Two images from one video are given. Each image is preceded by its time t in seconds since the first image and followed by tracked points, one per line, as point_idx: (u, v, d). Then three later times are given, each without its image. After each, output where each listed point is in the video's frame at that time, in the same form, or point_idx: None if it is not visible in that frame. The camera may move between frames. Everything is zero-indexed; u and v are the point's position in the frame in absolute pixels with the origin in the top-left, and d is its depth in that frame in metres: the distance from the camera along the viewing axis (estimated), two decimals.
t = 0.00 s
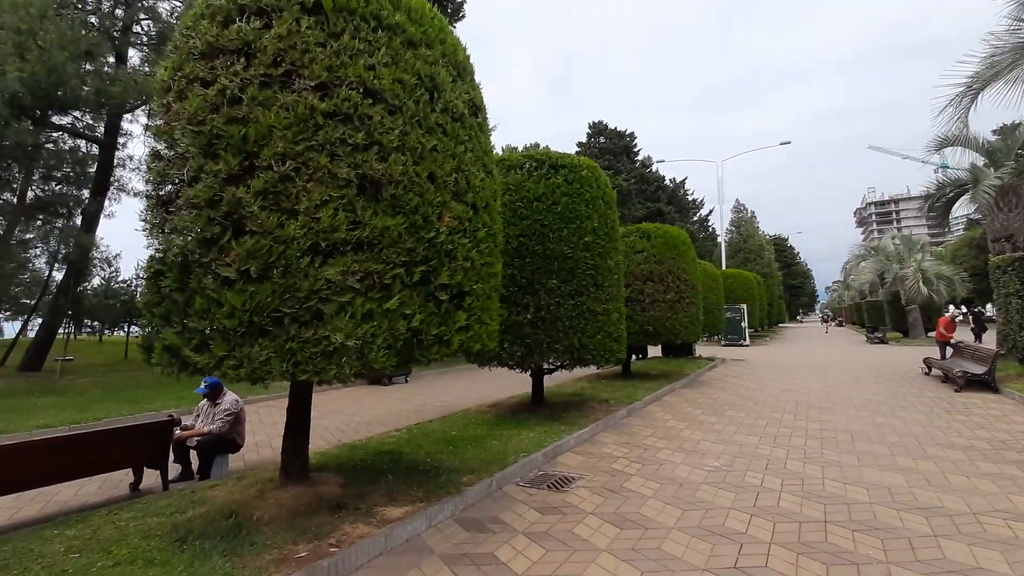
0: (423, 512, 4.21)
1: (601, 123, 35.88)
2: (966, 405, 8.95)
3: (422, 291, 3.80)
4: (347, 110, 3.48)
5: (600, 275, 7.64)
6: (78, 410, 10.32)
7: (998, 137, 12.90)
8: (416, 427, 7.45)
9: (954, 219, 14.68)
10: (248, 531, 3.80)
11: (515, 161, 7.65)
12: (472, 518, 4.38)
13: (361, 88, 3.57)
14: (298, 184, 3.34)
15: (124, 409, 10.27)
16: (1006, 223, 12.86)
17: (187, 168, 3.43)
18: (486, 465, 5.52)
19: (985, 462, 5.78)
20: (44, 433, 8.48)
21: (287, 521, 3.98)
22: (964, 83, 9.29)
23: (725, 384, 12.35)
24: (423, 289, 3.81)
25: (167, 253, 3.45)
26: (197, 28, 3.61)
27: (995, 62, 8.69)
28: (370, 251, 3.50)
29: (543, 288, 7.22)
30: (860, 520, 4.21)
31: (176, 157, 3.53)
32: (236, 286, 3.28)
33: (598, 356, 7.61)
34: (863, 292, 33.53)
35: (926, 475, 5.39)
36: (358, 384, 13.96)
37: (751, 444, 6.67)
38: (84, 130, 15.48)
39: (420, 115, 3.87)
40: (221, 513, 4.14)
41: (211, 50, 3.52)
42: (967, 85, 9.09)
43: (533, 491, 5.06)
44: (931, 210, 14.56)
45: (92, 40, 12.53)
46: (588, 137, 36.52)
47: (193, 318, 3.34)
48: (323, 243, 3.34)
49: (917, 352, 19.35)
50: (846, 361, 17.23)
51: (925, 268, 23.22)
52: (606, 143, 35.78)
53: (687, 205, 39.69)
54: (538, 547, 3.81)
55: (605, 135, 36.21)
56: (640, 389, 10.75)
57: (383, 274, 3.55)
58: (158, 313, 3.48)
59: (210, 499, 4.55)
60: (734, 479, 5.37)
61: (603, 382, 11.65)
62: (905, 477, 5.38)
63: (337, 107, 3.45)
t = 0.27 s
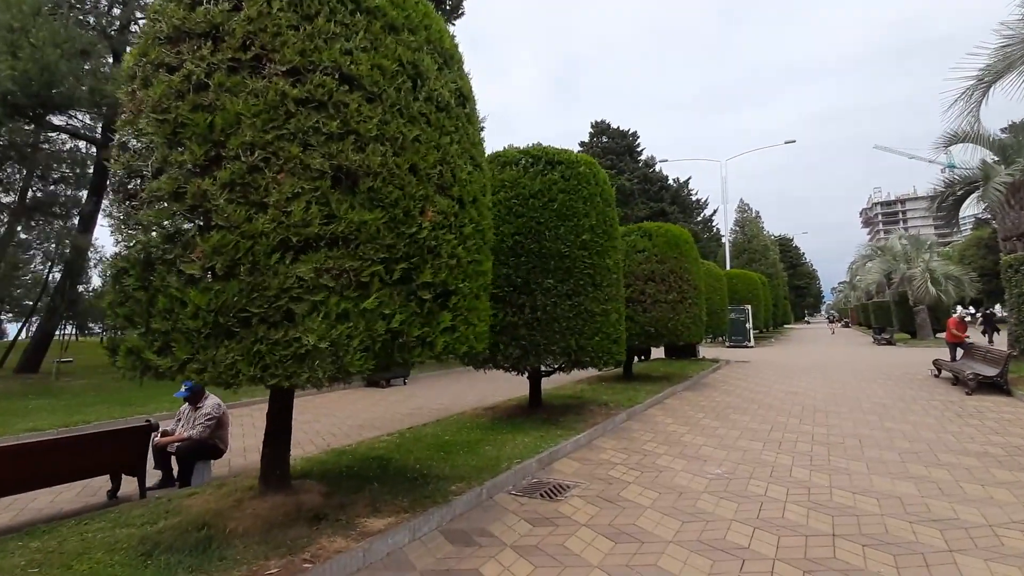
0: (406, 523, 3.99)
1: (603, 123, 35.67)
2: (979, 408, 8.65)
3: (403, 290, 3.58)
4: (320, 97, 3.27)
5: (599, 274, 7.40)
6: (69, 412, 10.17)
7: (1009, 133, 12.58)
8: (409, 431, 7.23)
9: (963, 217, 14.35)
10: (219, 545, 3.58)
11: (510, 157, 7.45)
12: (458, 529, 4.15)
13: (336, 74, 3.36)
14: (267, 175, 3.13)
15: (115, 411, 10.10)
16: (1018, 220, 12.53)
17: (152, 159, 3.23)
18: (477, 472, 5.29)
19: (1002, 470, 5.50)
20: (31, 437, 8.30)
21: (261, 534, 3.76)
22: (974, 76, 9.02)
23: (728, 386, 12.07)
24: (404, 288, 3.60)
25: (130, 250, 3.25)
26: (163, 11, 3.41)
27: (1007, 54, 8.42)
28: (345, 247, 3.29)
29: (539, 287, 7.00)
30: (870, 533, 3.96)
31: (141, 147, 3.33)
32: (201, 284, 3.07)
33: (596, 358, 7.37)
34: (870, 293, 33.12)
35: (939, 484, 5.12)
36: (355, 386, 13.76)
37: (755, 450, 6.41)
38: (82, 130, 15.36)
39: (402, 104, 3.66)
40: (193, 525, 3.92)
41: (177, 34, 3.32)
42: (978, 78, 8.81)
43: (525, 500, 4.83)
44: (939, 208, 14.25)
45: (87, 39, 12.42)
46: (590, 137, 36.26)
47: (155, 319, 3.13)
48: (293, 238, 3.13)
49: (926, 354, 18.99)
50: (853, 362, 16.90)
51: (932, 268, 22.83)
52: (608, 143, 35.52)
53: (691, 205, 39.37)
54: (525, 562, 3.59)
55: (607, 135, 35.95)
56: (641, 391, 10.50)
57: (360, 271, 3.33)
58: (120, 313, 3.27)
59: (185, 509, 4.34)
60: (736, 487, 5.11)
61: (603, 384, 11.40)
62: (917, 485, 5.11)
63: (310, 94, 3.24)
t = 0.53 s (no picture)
0: (389, 539, 3.78)
1: (607, 123, 35.46)
2: (993, 413, 8.35)
3: (382, 292, 3.38)
4: (291, 89, 3.08)
5: (597, 276, 7.17)
6: (63, 418, 10.04)
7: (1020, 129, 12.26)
8: (402, 438, 7.02)
9: (973, 215, 14.03)
10: (189, 564, 3.39)
11: (506, 155, 7.25)
12: (445, 545, 3.94)
13: (309, 64, 3.17)
14: (233, 171, 2.94)
15: (109, 417, 9.97)
16: None
17: (114, 155, 3.05)
18: (469, 482, 5.08)
19: (1020, 479, 5.23)
20: (21, 443, 8.16)
21: (235, 551, 3.57)
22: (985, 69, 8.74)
23: (733, 389, 11.80)
24: (384, 290, 3.40)
25: (91, 251, 3.07)
26: None
27: (1019, 45, 8.14)
28: (319, 247, 3.09)
29: (536, 289, 6.79)
30: (881, 549, 3.71)
31: (104, 143, 3.15)
32: (163, 287, 2.88)
33: (595, 362, 7.14)
34: (877, 294, 32.68)
35: (954, 495, 4.86)
36: (354, 390, 13.59)
37: (760, 458, 6.17)
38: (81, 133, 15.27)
39: (381, 96, 3.46)
40: (165, 541, 3.73)
41: (142, 23, 3.15)
42: (989, 71, 8.54)
43: (517, 512, 4.61)
44: (949, 207, 13.92)
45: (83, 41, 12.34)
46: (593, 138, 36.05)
47: (116, 325, 2.95)
48: (262, 238, 2.93)
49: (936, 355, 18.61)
50: (862, 364, 16.58)
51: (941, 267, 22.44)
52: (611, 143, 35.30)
53: (695, 206, 39.05)
54: None
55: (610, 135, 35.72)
56: (643, 395, 10.26)
57: (335, 273, 3.13)
58: (81, 319, 3.09)
59: (160, 522, 4.15)
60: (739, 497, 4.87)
61: (605, 388, 11.17)
62: (931, 496, 4.85)
63: (280, 85, 3.05)
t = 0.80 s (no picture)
0: (367, 554, 3.57)
1: (608, 124, 35.28)
2: (1006, 415, 8.05)
3: (356, 292, 3.18)
4: (255, 76, 2.90)
5: (594, 276, 6.95)
6: (56, 424, 9.90)
7: None
8: (394, 444, 6.82)
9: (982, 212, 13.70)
10: None
11: (500, 153, 7.06)
12: (428, 559, 3.73)
13: (275, 51, 2.98)
14: (192, 164, 2.76)
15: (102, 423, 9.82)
16: None
17: (68, 149, 2.88)
18: (457, 491, 4.87)
19: None
20: (9, 451, 8.02)
21: (203, 567, 3.37)
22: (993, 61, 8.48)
23: (738, 392, 11.53)
24: (358, 290, 3.20)
25: (44, 251, 2.89)
26: None
27: None
28: (286, 245, 2.90)
29: (530, 290, 6.58)
30: (890, 565, 3.47)
31: (59, 137, 2.98)
32: (117, 288, 2.70)
33: (593, 365, 6.92)
34: (884, 294, 32.22)
35: (968, 504, 4.60)
36: (352, 394, 13.40)
37: (763, 464, 5.92)
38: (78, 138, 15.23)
39: (354, 85, 3.27)
40: (132, 557, 3.54)
41: (99, 10, 2.98)
42: (997, 63, 8.28)
43: (507, 523, 4.40)
44: (957, 204, 13.60)
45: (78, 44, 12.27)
46: (595, 138, 35.83)
47: (69, 328, 2.77)
48: (222, 235, 2.75)
49: (946, 356, 18.23)
50: (870, 365, 16.24)
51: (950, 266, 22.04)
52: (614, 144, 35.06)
53: (699, 206, 38.75)
54: None
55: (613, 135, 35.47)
56: (644, 398, 10.02)
57: (304, 272, 2.94)
58: (35, 323, 2.92)
59: (131, 535, 3.97)
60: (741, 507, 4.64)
61: (606, 391, 10.93)
62: (943, 505, 4.59)
63: (243, 72, 2.87)
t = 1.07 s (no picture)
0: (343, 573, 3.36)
1: (615, 125, 35.04)
2: None
3: (328, 295, 2.99)
4: (217, 65, 2.72)
5: (594, 278, 6.71)
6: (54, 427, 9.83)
7: None
8: (387, 451, 6.63)
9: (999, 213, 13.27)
10: None
11: (497, 152, 6.87)
12: None
13: (240, 38, 2.81)
14: (148, 158, 2.59)
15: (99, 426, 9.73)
16: None
17: (22, 143, 2.72)
18: (446, 502, 4.65)
19: None
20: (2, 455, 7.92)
21: None
22: (1010, 55, 8.14)
23: (746, 397, 11.21)
24: (330, 292, 3.01)
25: None
26: None
27: None
28: (250, 244, 2.72)
29: (527, 292, 6.36)
30: None
31: (14, 130, 2.82)
32: (67, 291, 2.53)
33: (593, 370, 6.68)
34: (898, 297, 31.61)
35: (988, 522, 4.31)
36: (353, 397, 13.25)
37: (770, 475, 5.65)
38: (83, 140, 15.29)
39: (327, 75, 3.09)
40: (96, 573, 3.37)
41: None
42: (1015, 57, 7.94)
43: (496, 538, 4.17)
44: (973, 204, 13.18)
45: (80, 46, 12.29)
46: (603, 140, 35.58)
47: (19, 333, 2.61)
48: (179, 234, 2.57)
49: (963, 360, 17.72)
50: (883, 370, 15.83)
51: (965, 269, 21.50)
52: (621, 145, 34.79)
53: (708, 208, 38.32)
54: None
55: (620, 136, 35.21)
56: (649, 404, 9.74)
57: (269, 274, 2.75)
58: None
59: (101, 549, 3.80)
60: (744, 523, 4.38)
61: (610, 395, 10.66)
62: (961, 523, 4.30)
63: (204, 61, 2.70)
